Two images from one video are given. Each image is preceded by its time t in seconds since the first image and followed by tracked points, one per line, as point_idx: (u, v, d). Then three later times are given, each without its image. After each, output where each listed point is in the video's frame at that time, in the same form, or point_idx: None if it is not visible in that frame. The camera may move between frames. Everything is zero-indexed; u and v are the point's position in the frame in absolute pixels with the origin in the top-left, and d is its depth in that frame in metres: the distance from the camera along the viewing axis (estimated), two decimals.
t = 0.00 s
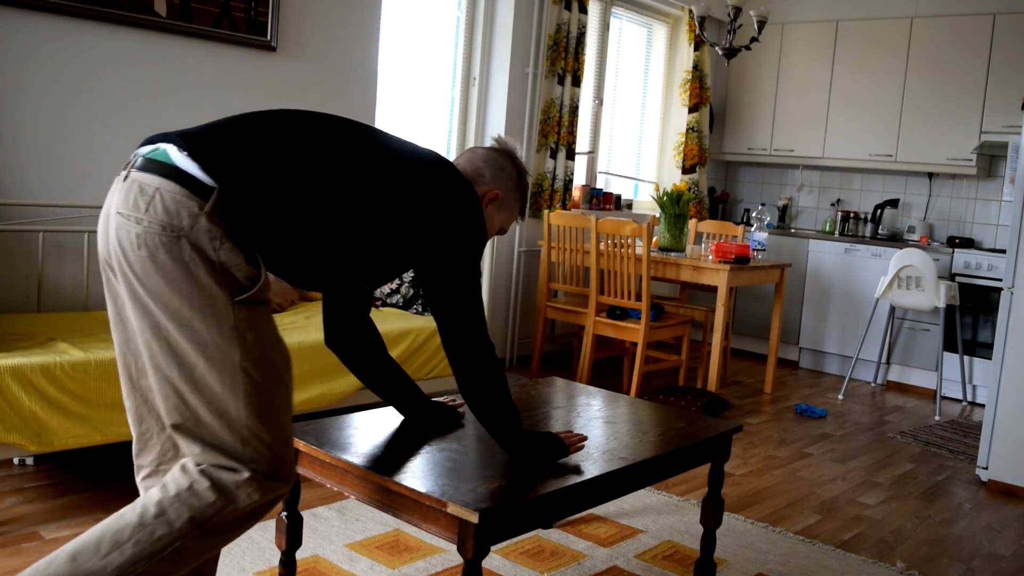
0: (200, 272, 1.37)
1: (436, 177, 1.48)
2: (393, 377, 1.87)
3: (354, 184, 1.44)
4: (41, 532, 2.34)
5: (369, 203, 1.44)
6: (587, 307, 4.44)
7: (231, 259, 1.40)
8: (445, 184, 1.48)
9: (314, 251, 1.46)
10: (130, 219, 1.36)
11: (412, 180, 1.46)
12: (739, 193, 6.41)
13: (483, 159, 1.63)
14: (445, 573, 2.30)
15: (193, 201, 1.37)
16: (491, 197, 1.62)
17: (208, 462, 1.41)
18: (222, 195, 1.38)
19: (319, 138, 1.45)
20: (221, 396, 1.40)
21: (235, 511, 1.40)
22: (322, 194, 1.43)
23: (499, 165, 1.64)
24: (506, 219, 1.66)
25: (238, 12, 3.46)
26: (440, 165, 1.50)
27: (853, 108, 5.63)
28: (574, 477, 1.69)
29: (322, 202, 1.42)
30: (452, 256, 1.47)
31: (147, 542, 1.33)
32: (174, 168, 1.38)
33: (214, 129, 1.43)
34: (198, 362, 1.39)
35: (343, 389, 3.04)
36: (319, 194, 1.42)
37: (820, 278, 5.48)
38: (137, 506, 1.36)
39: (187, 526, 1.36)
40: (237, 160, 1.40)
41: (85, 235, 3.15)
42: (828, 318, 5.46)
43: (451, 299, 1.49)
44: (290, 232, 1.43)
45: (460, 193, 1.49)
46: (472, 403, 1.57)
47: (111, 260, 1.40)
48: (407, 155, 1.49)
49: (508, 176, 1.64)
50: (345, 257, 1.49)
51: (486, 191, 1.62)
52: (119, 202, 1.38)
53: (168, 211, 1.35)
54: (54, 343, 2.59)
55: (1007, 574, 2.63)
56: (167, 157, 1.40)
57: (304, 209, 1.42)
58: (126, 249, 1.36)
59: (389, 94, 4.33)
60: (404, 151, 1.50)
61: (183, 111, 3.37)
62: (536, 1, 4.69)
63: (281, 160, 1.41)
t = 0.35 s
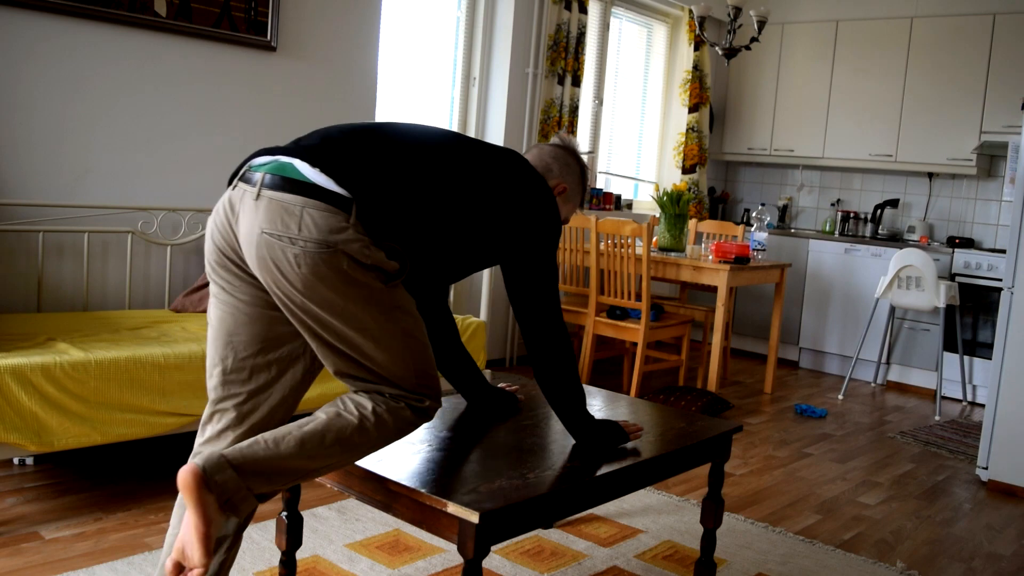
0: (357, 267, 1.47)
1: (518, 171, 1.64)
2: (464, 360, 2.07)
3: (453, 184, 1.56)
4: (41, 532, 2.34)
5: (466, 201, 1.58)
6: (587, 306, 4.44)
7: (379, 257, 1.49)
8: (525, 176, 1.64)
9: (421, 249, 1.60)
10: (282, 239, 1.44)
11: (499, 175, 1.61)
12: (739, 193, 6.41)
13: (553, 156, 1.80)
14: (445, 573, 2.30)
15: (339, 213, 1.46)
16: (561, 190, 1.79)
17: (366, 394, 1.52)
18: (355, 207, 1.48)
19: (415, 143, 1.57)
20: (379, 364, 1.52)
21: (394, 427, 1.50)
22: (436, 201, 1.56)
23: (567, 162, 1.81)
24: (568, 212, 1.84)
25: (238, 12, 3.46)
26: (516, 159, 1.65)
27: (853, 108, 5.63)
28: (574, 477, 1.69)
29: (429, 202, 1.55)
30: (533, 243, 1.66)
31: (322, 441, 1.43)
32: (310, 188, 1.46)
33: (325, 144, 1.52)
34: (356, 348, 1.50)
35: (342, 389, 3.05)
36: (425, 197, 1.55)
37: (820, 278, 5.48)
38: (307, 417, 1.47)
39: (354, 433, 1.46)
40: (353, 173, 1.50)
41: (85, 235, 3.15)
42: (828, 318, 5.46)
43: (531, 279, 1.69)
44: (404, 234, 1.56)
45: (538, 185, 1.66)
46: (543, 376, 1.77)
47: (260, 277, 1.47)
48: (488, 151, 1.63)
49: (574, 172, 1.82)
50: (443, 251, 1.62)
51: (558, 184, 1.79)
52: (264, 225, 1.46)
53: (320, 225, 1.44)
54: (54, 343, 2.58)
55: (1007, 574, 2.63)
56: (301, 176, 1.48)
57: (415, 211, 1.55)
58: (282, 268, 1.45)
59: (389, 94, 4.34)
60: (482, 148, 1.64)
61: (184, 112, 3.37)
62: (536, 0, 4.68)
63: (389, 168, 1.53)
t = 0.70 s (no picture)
0: (465, 294, 1.59)
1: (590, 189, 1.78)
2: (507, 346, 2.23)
3: (538, 204, 1.69)
4: (41, 532, 2.34)
5: (550, 220, 1.71)
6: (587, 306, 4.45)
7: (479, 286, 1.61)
8: (597, 193, 1.77)
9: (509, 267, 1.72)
10: (404, 264, 1.54)
11: (574, 193, 1.74)
12: (739, 193, 6.41)
13: (610, 167, 1.96)
14: (445, 573, 2.30)
15: (454, 243, 1.58)
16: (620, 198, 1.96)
17: (449, 405, 1.65)
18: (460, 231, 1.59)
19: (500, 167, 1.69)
20: (465, 381, 1.64)
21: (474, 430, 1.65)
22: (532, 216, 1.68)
23: (623, 172, 1.96)
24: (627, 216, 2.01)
25: (238, 12, 3.46)
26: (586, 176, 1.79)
27: (853, 108, 5.63)
28: (573, 477, 1.69)
29: (518, 223, 1.68)
30: (608, 254, 1.80)
31: (419, 445, 1.56)
32: (422, 215, 1.57)
33: (422, 172, 1.63)
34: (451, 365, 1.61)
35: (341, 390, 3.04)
36: (514, 218, 1.67)
37: (820, 278, 5.48)
38: (401, 421, 1.59)
39: (443, 441, 1.60)
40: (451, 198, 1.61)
41: (84, 235, 3.15)
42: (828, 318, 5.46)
43: (607, 289, 1.83)
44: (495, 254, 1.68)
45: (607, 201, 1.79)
46: (624, 374, 1.90)
47: (374, 296, 1.55)
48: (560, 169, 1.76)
49: (630, 180, 1.98)
50: (527, 268, 1.75)
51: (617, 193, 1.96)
52: (385, 248, 1.55)
53: (441, 254, 1.55)
54: (54, 343, 2.58)
55: (1007, 574, 2.63)
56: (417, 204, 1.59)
57: (505, 232, 1.67)
58: (401, 291, 1.53)
59: (388, 94, 4.34)
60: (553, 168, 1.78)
61: (184, 112, 3.38)
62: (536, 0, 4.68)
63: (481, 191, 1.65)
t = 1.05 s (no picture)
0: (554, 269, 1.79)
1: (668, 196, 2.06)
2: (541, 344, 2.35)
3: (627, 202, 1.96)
4: (42, 532, 2.34)
5: (636, 216, 1.97)
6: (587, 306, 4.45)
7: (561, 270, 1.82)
8: (671, 202, 2.05)
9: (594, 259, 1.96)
10: (516, 231, 1.74)
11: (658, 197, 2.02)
12: (739, 193, 6.41)
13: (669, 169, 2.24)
14: (445, 573, 2.30)
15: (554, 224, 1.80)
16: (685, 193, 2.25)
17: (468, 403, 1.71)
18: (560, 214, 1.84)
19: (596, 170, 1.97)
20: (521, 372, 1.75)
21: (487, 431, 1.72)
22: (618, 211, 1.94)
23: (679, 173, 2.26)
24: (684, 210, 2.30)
25: (238, 12, 3.46)
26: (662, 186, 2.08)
27: (853, 108, 5.63)
28: (573, 477, 1.69)
29: (605, 220, 1.94)
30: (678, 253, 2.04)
31: (433, 443, 1.62)
32: (536, 198, 1.82)
33: (535, 169, 1.89)
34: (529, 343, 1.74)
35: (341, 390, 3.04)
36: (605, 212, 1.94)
37: (820, 278, 5.47)
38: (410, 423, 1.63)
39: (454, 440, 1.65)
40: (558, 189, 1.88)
41: (85, 235, 3.15)
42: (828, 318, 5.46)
43: (674, 283, 2.06)
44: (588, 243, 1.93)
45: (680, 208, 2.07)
46: (686, 364, 2.09)
47: (480, 253, 1.72)
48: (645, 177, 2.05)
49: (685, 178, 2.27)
50: (608, 262, 2.00)
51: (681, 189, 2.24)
52: (501, 214, 1.76)
53: (546, 232, 1.77)
54: (54, 343, 2.58)
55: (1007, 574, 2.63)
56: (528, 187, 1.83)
57: (595, 227, 1.93)
58: (510, 251, 1.72)
59: (388, 94, 4.34)
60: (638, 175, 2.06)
61: (184, 112, 3.38)
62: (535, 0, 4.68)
63: (580, 188, 1.92)
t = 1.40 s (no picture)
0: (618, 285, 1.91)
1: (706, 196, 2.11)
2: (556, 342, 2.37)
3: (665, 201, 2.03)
4: (42, 532, 2.34)
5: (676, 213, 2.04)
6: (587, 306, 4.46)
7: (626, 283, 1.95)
8: (708, 195, 2.10)
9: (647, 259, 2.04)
10: (586, 251, 1.85)
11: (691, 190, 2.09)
12: (739, 192, 6.41)
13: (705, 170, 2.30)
14: (445, 573, 2.29)
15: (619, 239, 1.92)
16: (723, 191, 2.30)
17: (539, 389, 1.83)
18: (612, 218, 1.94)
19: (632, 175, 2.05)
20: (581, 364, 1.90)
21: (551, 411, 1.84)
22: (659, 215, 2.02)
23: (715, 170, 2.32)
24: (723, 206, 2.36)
25: (238, 12, 3.46)
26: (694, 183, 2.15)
27: (853, 108, 5.63)
28: (573, 477, 1.69)
29: (654, 220, 2.02)
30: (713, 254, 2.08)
31: (518, 422, 1.75)
32: (598, 211, 1.92)
33: (585, 178, 1.99)
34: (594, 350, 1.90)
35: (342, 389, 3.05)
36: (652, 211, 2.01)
37: (820, 278, 5.47)
38: (495, 405, 1.76)
39: (529, 420, 1.77)
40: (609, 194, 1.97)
41: (85, 235, 3.15)
42: (828, 318, 5.46)
43: (712, 272, 2.10)
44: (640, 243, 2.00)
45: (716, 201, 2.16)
46: (712, 360, 2.11)
47: (553, 271, 1.85)
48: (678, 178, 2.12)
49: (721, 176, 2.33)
50: (656, 262, 2.07)
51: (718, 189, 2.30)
52: (570, 234, 1.87)
53: (614, 251, 1.89)
54: (54, 343, 2.58)
55: (1007, 574, 2.62)
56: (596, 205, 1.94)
57: (644, 228, 2.00)
58: (579, 272, 1.84)
59: (388, 94, 4.34)
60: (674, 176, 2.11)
61: (184, 111, 3.38)
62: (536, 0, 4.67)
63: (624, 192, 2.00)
